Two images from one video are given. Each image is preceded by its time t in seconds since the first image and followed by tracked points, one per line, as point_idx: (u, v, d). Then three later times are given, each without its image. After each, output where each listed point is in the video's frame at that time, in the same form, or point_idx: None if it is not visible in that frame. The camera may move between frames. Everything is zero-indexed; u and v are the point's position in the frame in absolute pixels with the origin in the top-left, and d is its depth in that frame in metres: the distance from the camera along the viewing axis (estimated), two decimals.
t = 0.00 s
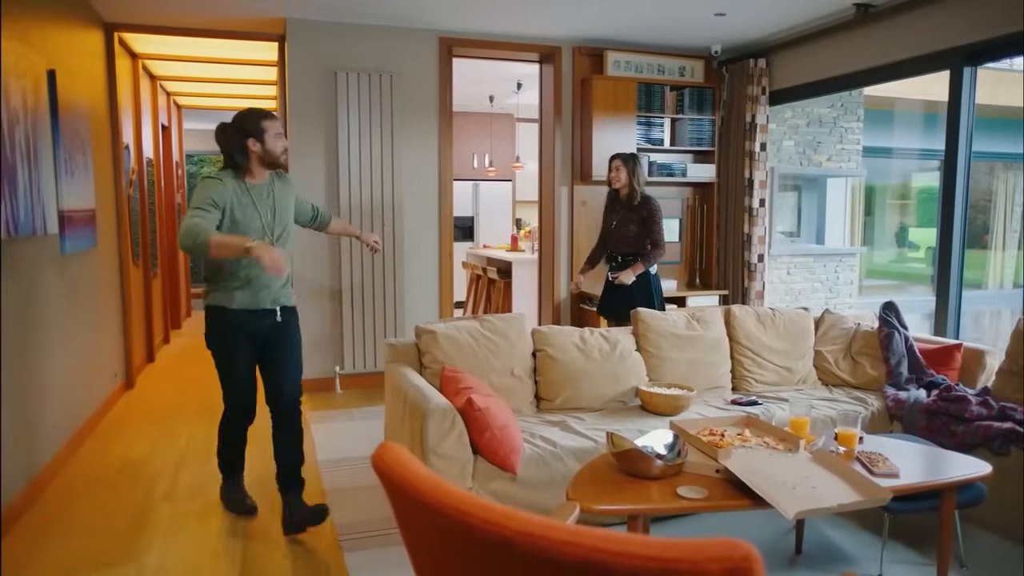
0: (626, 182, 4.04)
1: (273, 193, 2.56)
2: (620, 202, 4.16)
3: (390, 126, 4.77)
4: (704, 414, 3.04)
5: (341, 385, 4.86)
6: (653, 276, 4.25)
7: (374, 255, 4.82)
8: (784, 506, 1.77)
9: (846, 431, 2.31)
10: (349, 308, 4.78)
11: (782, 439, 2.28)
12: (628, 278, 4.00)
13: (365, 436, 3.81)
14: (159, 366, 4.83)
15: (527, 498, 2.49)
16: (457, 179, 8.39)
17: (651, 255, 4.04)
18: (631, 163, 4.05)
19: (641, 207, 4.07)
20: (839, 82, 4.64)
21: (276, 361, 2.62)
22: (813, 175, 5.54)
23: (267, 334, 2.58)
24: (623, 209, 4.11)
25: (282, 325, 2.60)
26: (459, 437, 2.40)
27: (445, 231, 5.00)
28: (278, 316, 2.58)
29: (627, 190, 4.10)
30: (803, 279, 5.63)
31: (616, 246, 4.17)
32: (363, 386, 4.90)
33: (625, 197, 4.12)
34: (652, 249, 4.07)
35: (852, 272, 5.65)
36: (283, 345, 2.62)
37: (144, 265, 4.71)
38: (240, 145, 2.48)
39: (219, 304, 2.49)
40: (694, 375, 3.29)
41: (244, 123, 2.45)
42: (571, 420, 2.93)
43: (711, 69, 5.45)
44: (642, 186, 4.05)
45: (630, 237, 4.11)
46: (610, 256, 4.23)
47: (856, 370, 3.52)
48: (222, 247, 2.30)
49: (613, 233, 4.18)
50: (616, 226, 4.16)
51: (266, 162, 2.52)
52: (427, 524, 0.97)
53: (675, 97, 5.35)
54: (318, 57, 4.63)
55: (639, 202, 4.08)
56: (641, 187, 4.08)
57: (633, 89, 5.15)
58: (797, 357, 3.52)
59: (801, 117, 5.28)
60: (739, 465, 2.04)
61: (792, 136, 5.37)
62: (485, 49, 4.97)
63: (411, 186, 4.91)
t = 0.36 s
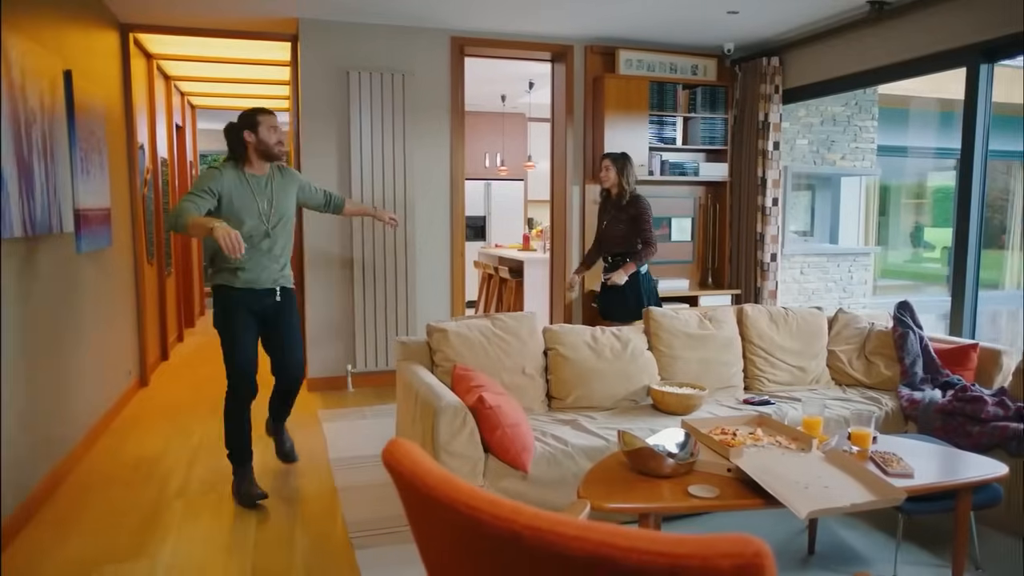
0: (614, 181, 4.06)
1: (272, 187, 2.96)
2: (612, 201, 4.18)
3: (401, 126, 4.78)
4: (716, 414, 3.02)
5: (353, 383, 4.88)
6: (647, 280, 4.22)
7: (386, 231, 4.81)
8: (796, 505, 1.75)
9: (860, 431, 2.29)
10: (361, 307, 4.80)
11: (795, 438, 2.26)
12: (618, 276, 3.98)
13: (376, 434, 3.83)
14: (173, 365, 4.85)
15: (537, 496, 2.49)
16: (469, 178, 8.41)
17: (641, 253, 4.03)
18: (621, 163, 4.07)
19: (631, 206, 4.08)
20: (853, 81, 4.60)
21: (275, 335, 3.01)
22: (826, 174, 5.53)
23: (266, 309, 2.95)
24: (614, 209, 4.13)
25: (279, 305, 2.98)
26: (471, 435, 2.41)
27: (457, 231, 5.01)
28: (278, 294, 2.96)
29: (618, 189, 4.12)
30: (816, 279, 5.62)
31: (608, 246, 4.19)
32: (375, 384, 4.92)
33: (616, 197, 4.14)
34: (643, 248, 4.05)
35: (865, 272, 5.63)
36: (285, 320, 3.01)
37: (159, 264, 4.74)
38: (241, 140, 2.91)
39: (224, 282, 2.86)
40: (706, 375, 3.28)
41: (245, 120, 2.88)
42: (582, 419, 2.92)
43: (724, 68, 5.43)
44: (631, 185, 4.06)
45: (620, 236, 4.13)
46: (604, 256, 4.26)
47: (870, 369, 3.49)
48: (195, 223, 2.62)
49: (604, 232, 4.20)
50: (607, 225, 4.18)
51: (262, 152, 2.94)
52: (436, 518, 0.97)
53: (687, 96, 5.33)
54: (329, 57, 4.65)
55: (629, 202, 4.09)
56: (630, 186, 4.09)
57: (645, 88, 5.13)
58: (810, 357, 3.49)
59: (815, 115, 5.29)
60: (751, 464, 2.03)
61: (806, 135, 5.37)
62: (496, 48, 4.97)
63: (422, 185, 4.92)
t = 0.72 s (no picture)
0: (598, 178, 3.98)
1: (288, 189, 3.20)
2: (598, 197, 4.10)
3: (413, 126, 4.79)
4: (728, 414, 3.01)
5: (365, 381, 4.90)
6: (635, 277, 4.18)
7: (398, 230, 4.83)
8: (809, 505, 1.75)
9: (874, 432, 2.27)
10: (373, 305, 4.82)
11: (808, 438, 2.25)
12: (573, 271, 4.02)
13: (388, 432, 3.84)
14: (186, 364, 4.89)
15: (548, 495, 2.49)
16: (481, 178, 8.41)
17: (612, 252, 4.00)
18: (606, 160, 3.96)
19: (610, 204, 3.96)
20: (868, 79, 4.57)
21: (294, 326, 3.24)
22: (841, 174, 5.50)
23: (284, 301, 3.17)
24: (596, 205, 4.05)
25: (296, 296, 3.20)
26: (482, 433, 2.41)
27: (468, 230, 5.01)
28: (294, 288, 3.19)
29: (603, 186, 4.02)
30: (829, 278, 5.58)
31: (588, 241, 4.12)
32: (387, 383, 4.94)
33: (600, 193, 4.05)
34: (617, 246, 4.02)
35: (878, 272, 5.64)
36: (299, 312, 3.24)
37: (173, 263, 4.79)
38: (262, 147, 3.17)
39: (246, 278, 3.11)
40: (718, 374, 3.27)
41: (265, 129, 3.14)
42: (594, 418, 2.92)
43: (737, 67, 5.40)
44: (613, 183, 3.94)
45: (598, 231, 4.06)
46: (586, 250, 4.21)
47: (883, 370, 3.46)
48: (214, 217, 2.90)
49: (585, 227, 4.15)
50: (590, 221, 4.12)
51: (280, 160, 3.19)
52: (447, 514, 0.97)
53: (699, 95, 5.31)
54: (341, 57, 4.67)
55: (610, 199, 3.98)
56: (613, 185, 3.97)
57: (657, 87, 5.11)
58: (823, 356, 3.47)
59: (828, 115, 5.25)
60: (763, 464, 2.02)
61: (819, 133, 5.30)
62: (508, 47, 4.97)
63: (434, 185, 4.94)
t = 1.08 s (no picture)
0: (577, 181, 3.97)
1: (287, 188, 3.48)
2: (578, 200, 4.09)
3: (423, 126, 4.80)
4: (737, 414, 3.00)
5: (375, 381, 4.91)
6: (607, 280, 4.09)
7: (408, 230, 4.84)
8: (820, 505, 1.74)
9: (884, 432, 2.26)
10: (381, 305, 4.83)
11: (818, 439, 2.24)
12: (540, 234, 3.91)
13: (397, 431, 3.85)
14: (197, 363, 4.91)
15: (557, 494, 2.49)
16: (490, 178, 8.41)
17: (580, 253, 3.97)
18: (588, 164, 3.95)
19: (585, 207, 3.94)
20: (879, 78, 4.54)
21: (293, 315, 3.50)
22: (851, 173, 5.46)
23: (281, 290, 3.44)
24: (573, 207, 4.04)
25: (293, 289, 3.44)
26: (491, 432, 2.41)
27: (477, 230, 5.02)
28: (289, 278, 3.43)
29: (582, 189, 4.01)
30: (840, 278, 5.55)
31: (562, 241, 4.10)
32: (396, 382, 4.95)
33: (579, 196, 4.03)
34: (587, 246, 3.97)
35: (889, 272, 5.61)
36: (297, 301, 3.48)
37: (184, 263, 4.82)
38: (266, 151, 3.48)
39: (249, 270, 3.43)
40: (728, 374, 3.26)
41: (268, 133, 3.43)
42: (603, 418, 2.92)
43: (747, 66, 5.39)
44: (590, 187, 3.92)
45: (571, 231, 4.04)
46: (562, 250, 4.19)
47: (895, 370, 3.44)
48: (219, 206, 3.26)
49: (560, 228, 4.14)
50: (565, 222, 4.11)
51: (281, 161, 3.45)
52: (458, 512, 0.97)
53: (709, 94, 5.29)
54: (351, 57, 4.68)
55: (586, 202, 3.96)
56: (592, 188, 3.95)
57: (666, 86, 5.10)
58: (833, 357, 3.45)
59: (839, 114, 5.22)
60: (774, 464, 2.01)
61: (830, 133, 5.29)
62: (517, 47, 4.97)
63: (443, 185, 4.94)
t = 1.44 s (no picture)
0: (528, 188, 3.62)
1: (278, 192, 3.68)
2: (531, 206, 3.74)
3: (427, 126, 4.81)
4: (742, 413, 3.00)
5: (378, 380, 4.92)
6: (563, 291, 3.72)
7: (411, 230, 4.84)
8: (824, 505, 1.73)
9: (889, 432, 2.26)
10: (385, 304, 4.83)
11: (823, 438, 2.24)
12: (508, 232, 3.33)
13: (400, 430, 3.85)
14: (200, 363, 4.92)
15: (561, 494, 2.49)
16: (494, 177, 8.41)
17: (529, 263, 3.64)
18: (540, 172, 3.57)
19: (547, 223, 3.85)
20: (884, 78, 4.53)
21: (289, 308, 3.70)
22: (856, 173, 5.46)
23: (277, 285, 3.66)
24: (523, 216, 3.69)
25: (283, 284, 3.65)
26: (495, 432, 2.41)
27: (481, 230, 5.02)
28: (284, 275, 3.66)
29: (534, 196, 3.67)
30: (844, 278, 5.57)
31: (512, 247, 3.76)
32: (399, 382, 4.95)
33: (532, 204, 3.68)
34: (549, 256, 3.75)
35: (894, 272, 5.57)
36: (288, 297, 3.67)
37: (188, 262, 4.83)
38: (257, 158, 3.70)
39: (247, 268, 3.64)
40: (732, 374, 3.25)
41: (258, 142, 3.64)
42: (607, 417, 2.92)
43: (751, 66, 5.38)
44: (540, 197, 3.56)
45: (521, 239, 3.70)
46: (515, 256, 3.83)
47: (900, 370, 3.44)
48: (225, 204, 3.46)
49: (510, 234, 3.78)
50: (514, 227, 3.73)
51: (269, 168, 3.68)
52: (464, 511, 0.97)
53: (713, 94, 5.28)
54: (355, 56, 4.68)
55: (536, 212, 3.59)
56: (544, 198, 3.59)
57: (670, 85, 5.09)
58: (837, 357, 3.45)
59: (844, 113, 5.21)
60: (779, 464, 2.01)
61: (834, 133, 5.28)
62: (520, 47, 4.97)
63: (447, 185, 4.95)
